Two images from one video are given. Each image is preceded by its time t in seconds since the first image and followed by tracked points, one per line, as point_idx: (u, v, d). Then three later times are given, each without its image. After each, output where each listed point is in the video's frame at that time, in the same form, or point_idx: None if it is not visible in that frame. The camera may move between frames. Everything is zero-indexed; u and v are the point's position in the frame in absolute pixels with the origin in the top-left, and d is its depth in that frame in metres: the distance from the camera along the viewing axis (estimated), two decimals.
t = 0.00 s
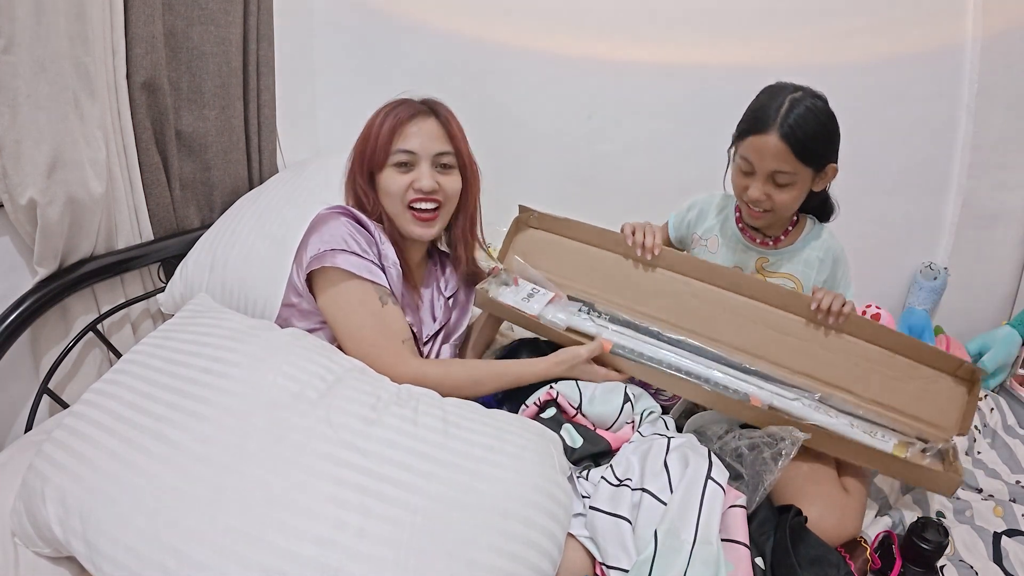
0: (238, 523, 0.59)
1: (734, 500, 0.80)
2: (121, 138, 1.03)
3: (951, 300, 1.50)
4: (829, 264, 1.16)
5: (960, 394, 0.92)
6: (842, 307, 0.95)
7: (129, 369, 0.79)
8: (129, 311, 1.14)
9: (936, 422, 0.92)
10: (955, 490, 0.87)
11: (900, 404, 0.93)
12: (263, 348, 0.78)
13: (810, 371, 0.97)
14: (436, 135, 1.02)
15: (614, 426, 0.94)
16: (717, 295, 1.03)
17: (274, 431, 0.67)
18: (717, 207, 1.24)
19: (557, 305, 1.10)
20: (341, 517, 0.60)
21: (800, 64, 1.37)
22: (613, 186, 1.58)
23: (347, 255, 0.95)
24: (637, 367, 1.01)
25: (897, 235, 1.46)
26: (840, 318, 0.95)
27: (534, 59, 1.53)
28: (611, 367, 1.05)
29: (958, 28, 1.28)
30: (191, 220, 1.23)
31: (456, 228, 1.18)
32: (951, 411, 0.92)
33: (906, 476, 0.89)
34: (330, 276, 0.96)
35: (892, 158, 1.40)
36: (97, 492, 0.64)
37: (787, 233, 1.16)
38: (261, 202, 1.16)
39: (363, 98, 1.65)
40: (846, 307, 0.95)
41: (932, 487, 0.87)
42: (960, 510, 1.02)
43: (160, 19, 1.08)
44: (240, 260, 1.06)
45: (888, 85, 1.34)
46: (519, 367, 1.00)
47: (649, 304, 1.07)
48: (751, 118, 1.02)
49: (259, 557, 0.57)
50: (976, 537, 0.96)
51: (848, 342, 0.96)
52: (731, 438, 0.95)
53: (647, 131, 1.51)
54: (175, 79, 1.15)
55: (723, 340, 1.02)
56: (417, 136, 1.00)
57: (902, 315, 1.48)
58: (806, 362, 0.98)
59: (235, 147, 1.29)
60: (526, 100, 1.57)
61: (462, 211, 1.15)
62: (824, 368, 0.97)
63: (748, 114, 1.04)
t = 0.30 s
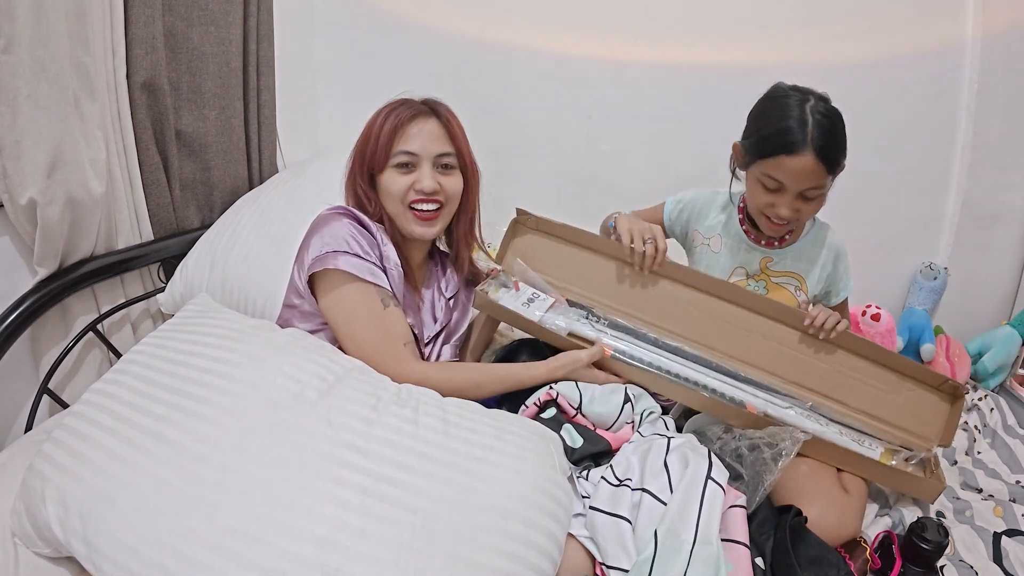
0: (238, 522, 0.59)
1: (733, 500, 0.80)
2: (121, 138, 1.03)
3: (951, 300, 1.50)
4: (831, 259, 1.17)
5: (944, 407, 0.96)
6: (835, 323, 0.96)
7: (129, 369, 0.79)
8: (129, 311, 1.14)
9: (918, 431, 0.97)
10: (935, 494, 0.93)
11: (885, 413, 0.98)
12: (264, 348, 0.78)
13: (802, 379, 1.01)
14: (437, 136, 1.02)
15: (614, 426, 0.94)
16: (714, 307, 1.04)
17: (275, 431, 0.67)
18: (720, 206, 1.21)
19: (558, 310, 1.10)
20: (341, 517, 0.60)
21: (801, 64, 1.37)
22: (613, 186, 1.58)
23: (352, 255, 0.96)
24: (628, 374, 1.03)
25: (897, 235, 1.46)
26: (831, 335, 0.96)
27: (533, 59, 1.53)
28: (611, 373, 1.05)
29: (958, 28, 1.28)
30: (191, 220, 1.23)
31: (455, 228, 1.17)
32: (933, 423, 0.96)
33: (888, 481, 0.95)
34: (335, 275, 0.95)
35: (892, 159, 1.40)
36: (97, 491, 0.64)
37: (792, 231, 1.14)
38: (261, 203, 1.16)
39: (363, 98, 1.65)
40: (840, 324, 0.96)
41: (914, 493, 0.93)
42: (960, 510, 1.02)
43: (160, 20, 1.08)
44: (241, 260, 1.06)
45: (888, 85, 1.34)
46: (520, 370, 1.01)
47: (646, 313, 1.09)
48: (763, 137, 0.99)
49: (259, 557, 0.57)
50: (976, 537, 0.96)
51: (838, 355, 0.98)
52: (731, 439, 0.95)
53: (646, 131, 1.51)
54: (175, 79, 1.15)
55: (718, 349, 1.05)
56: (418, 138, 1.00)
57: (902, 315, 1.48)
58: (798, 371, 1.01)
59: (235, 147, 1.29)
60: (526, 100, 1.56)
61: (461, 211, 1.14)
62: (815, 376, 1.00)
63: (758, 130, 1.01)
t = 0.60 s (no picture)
0: (238, 522, 0.59)
1: (734, 500, 0.80)
2: (121, 138, 1.03)
3: (951, 300, 1.50)
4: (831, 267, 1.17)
5: (936, 406, 0.98)
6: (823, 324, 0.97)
7: (129, 369, 0.79)
8: (129, 311, 1.14)
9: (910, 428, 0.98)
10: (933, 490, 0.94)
11: (881, 414, 0.99)
12: (264, 348, 0.78)
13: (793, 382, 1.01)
14: (440, 138, 1.02)
15: (614, 426, 0.94)
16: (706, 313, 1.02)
17: (275, 431, 0.67)
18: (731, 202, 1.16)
19: (551, 319, 1.10)
20: (341, 517, 0.60)
21: (802, 64, 1.37)
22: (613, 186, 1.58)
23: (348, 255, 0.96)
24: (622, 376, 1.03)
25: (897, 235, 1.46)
26: (821, 336, 0.97)
27: (533, 59, 1.53)
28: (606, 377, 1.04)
29: (958, 28, 1.28)
30: (191, 220, 1.23)
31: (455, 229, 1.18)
32: (925, 421, 0.98)
33: (884, 478, 0.95)
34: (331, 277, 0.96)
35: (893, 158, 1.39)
36: (97, 491, 0.64)
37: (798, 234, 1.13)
38: (261, 203, 1.16)
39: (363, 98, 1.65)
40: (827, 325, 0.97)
41: (912, 490, 0.94)
42: (960, 510, 1.02)
43: (160, 20, 1.08)
44: (240, 260, 1.06)
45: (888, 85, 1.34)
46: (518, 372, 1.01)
47: (637, 318, 1.08)
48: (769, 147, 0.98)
49: (259, 556, 0.57)
50: (976, 537, 0.96)
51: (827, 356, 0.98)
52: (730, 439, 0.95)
53: (647, 131, 1.51)
54: (175, 79, 1.15)
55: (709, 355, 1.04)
56: (420, 140, 1.00)
57: (902, 315, 1.48)
58: (789, 376, 1.01)
59: (235, 147, 1.29)
60: (526, 100, 1.56)
61: (462, 212, 1.15)
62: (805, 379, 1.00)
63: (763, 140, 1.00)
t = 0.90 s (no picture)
0: (239, 522, 0.59)
1: (734, 502, 0.80)
2: (121, 138, 1.03)
3: (950, 300, 1.50)
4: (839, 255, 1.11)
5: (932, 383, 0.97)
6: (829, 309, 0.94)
7: (130, 370, 0.79)
8: (129, 311, 1.14)
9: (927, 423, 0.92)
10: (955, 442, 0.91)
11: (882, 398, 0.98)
12: (265, 350, 0.79)
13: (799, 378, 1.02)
14: (446, 145, 1.03)
15: (614, 428, 0.95)
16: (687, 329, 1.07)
17: (276, 431, 0.67)
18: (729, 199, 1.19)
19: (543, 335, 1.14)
20: (341, 518, 0.60)
21: (802, 64, 1.36)
22: (612, 186, 1.58)
23: (362, 236, 0.93)
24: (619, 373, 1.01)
25: (897, 235, 1.45)
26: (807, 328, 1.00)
27: (533, 59, 1.53)
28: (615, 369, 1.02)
29: (958, 29, 1.28)
30: (191, 220, 1.23)
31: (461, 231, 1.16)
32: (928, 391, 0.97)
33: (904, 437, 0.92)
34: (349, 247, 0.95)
35: (893, 158, 1.39)
36: (97, 490, 0.64)
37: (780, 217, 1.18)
38: (261, 203, 1.16)
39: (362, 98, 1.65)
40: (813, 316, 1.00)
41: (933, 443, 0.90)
42: (960, 510, 1.02)
43: (160, 20, 1.08)
44: (240, 260, 1.06)
45: (888, 85, 1.34)
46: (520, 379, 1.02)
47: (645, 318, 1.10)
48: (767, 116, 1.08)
49: (260, 557, 0.57)
50: (976, 538, 0.96)
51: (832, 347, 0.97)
52: (724, 436, 0.97)
53: (647, 130, 1.51)
54: (175, 79, 1.15)
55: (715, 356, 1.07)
56: (427, 144, 1.02)
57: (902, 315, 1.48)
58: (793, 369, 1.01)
59: (235, 147, 1.29)
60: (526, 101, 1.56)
61: (470, 215, 1.15)
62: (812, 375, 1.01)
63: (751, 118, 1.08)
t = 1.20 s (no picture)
0: (240, 522, 0.59)
1: (734, 502, 0.80)
2: (121, 138, 1.03)
3: (951, 300, 1.50)
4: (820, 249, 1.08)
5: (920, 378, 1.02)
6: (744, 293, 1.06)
7: (130, 370, 0.79)
8: (129, 311, 1.14)
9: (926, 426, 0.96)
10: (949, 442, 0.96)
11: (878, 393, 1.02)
12: (265, 350, 0.79)
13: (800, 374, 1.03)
14: (457, 148, 1.03)
15: (614, 428, 0.95)
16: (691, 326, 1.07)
17: (277, 431, 0.67)
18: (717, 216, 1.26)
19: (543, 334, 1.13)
20: (341, 519, 0.60)
21: (802, 64, 1.36)
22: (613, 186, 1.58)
23: (368, 235, 0.92)
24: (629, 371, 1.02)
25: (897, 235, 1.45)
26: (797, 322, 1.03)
27: (533, 58, 1.52)
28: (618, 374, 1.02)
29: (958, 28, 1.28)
30: (191, 220, 1.23)
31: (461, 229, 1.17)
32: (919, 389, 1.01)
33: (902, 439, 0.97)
34: (356, 246, 0.94)
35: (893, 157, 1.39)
36: (97, 490, 0.64)
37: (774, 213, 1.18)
38: (261, 202, 1.16)
39: (362, 98, 1.65)
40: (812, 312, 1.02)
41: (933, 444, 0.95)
42: (960, 510, 1.02)
43: (160, 20, 1.08)
44: (240, 260, 1.06)
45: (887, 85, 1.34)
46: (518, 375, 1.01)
47: (644, 314, 1.11)
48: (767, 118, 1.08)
49: (261, 557, 0.57)
50: (975, 538, 0.96)
51: (827, 346, 0.98)
52: (723, 436, 0.96)
53: (647, 130, 1.50)
54: (175, 79, 1.15)
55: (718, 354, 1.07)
56: (441, 148, 1.00)
57: (902, 315, 1.48)
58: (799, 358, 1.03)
59: (235, 147, 1.29)
60: (526, 101, 1.56)
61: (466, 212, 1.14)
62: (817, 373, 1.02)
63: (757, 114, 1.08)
